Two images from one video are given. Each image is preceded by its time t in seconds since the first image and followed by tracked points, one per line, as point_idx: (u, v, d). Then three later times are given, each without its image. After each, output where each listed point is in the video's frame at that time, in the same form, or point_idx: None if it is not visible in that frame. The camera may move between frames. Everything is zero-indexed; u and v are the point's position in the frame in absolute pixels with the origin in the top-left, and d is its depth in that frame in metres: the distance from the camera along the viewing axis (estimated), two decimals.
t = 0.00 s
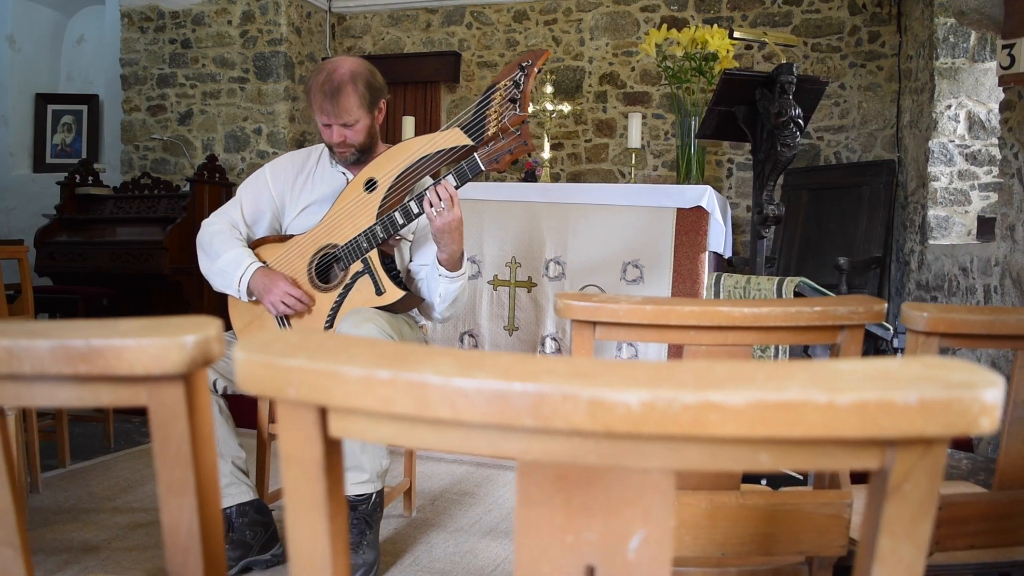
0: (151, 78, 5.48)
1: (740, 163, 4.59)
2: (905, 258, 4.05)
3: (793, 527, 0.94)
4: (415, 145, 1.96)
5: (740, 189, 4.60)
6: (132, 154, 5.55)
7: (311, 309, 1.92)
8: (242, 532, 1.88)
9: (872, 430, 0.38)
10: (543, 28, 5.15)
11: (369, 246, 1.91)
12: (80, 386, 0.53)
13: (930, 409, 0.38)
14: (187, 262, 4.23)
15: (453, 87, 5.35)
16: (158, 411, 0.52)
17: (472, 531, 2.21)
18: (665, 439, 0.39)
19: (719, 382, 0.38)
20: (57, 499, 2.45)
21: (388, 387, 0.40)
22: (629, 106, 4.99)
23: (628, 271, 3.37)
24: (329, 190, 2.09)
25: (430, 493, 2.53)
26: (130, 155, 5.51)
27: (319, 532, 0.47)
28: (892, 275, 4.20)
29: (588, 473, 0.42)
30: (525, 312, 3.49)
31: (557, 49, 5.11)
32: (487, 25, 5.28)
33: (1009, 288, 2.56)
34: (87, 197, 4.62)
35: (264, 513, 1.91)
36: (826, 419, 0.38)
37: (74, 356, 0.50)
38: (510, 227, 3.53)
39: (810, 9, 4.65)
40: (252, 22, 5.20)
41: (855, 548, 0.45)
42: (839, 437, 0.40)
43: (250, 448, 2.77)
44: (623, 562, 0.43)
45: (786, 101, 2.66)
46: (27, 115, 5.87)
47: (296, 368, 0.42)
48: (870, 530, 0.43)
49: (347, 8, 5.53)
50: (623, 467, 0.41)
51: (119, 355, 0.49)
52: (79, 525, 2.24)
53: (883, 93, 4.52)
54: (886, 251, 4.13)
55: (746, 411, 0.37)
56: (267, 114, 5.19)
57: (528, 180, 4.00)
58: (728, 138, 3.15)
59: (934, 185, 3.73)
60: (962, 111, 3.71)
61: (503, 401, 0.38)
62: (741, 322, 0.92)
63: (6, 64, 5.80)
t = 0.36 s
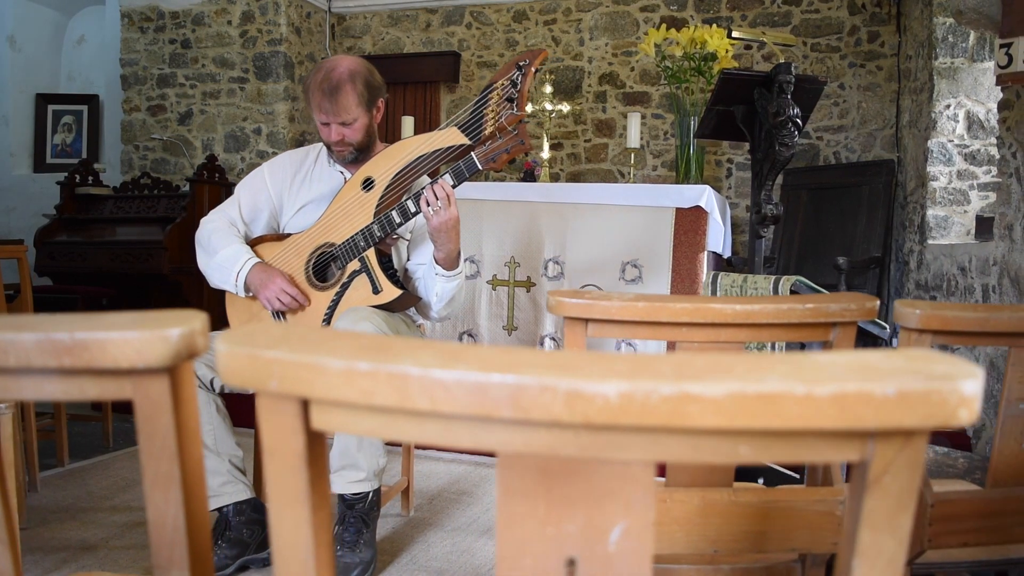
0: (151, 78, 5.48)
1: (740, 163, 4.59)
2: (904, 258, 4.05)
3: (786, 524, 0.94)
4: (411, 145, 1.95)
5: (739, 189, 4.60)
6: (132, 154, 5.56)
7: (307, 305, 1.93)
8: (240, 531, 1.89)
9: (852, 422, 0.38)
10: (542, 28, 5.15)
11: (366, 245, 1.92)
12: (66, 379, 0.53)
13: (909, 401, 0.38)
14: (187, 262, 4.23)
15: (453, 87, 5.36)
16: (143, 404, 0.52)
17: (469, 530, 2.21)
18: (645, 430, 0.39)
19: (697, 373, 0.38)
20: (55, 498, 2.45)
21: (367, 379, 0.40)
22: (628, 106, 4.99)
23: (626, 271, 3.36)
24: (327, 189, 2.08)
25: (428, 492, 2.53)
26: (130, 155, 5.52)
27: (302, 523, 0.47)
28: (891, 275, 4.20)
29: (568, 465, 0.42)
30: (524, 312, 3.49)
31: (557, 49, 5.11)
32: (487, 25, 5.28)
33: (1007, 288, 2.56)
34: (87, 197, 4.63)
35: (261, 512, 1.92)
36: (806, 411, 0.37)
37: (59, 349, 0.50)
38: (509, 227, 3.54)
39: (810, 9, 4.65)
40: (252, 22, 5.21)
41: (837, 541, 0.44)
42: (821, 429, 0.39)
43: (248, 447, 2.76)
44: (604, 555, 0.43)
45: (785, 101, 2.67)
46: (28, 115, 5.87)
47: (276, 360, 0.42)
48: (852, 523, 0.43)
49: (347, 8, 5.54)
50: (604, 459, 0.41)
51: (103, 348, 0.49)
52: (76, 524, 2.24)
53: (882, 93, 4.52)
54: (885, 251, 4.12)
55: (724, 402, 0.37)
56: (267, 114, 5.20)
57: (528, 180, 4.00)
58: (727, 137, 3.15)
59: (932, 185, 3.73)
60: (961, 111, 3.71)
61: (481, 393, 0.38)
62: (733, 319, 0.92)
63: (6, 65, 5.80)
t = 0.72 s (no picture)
0: (150, 78, 5.49)
1: (738, 163, 4.59)
2: (902, 258, 4.05)
3: (777, 519, 0.94)
4: (408, 144, 1.95)
5: (738, 189, 4.60)
6: (132, 154, 5.57)
7: (301, 296, 1.92)
8: (237, 529, 1.89)
9: (830, 413, 0.38)
10: (541, 28, 5.15)
11: (362, 244, 1.92)
12: (51, 372, 0.53)
13: (886, 392, 0.38)
14: (187, 262, 4.22)
15: (452, 87, 5.36)
16: (128, 397, 0.52)
17: (466, 529, 2.21)
18: (622, 421, 0.39)
19: (675, 363, 0.38)
20: (53, 496, 2.46)
21: (347, 369, 0.40)
22: (627, 105, 4.99)
23: (625, 270, 3.36)
24: (324, 188, 2.09)
25: (425, 491, 2.52)
26: (130, 155, 5.52)
27: (285, 515, 0.47)
28: (890, 274, 4.21)
29: (547, 457, 0.42)
30: (523, 312, 3.49)
31: (556, 49, 5.11)
32: (485, 25, 5.28)
33: (1004, 287, 2.56)
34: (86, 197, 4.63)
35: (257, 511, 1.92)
36: (782, 402, 0.37)
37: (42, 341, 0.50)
38: (508, 226, 3.54)
39: (809, 9, 4.65)
40: (251, 22, 5.21)
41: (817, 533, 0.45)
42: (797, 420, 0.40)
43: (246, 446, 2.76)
44: (584, 546, 0.43)
45: (783, 100, 2.67)
46: (27, 115, 5.88)
47: (256, 351, 0.42)
48: (832, 515, 0.43)
49: (346, 8, 5.54)
50: (582, 450, 0.41)
51: (86, 340, 0.49)
52: (73, 522, 2.24)
53: (881, 92, 4.52)
54: (883, 251, 4.12)
55: (701, 393, 0.37)
56: (266, 114, 5.20)
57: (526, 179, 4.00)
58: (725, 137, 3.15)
59: (931, 185, 3.73)
60: (960, 111, 3.71)
61: (459, 384, 0.39)
62: (723, 316, 0.92)
63: (6, 65, 5.81)
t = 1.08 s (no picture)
0: (150, 77, 5.49)
1: (737, 162, 4.59)
2: (901, 258, 4.05)
3: (768, 516, 0.94)
4: (404, 143, 1.96)
5: (737, 189, 4.60)
6: (131, 153, 5.57)
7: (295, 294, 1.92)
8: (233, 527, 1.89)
9: (805, 404, 0.38)
10: (540, 28, 5.15)
11: (359, 242, 1.92)
12: (38, 365, 0.53)
13: (862, 382, 0.38)
14: (185, 261, 4.22)
15: (451, 87, 5.37)
16: (113, 390, 0.52)
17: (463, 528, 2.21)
18: (600, 413, 0.39)
19: (653, 356, 0.38)
20: (51, 495, 2.46)
21: (325, 361, 0.40)
22: (626, 105, 4.99)
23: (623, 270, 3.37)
24: (321, 187, 2.09)
25: (422, 490, 2.53)
26: (129, 154, 5.53)
27: (266, 506, 0.47)
28: (889, 273, 4.21)
29: (526, 448, 0.42)
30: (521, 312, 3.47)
31: (555, 49, 5.11)
32: (484, 25, 5.28)
33: (1002, 286, 2.56)
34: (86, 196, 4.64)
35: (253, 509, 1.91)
36: (759, 392, 0.37)
37: (27, 334, 0.50)
38: (506, 226, 3.54)
39: (808, 9, 4.65)
40: (250, 22, 5.22)
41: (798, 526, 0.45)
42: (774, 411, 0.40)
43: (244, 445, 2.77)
44: (564, 538, 0.43)
45: (780, 100, 2.66)
46: (27, 115, 5.88)
47: (237, 343, 0.43)
48: (812, 507, 0.43)
49: (345, 7, 5.54)
50: (560, 442, 0.41)
51: (71, 333, 0.49)
52: (71, 521, 2.24)
53: (880, 92, 4.52)
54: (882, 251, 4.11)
55: (677, 383, 0.37)
56: (265, 114, 5.21)
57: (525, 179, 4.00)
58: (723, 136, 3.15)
59: (929, 184, 3.73)
60: (958, 110, 3.71)
61: (435, 375, 0.39)
62: (715, 313, 0.92)
63: (5, 65, 5.82)
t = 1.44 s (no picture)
0: (148, 77, 5.49)
1: (735, 162, 4.59)
2: (899, 257, 4.06)
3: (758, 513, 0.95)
4: (398, 141, 1.96)
5: (735, 189, 4.60)
6: (130, 153, 5.57)
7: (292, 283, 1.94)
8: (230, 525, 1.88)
9: (781, 395, 0.38)
10: (538, 28, 5.15)
11: (354, 241, 1.92)
12: (22, 357, 0.53)
13: (839, 372, 0.38)
14: (184, 260, 4.22)
15: (450, 86, 5.36)
16: (98, 383, 0.52)
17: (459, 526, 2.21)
18: (578, 404, 0.39)
19: (630, 346, 0.38)
20: (48, 494, 2.46)
21: (304, 351, 0.41)
22: (625, 105, 5.00)
23: (621, 269, 3.37)
24: (316, 186, 2.09)
25: (419, 489, 2.53)
26: (128, 154, 5.53)
27: (248, 499, 0.47)
28: (888, 272, 4.20)
29: (506, 440, 0.43)
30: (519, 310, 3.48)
31: (553, 48, 5.11)
32: (483, 24, 5.28)
33: (999, 284, 2.56)
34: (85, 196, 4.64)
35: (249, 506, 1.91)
36: (735, 382, 0.37)
37: (11, 327, 0.50)
38: (504, 225, 3.54)
39: (806, 8, 4.65)
40: (249, 22, 5.22)
41: (778, 520, 0.44)
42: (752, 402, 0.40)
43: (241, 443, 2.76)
44: (544, 530, 0.43)
45: (778, 99, 2.66)
46: (26, 115, 5.89)
47: (217, 334, 0.43)
48: (791, 500, 0.43)
49: (344, 7, 5.54)
50: (539, 433, 0.41)
51: (54, 325, 0.49)
52: (68, 519, 2.24)
53: (878, 91, 4.52)
54: (881, 250, 4.11)
55: (653, 373, 0.37)
56: (264, 113, 5.21)
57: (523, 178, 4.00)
58: (721, 135, 3.16)
59: (927, 183, 3.73)
60: (956, 109, 3.70)
61: (412, 365, 0.39)
62: (706, 310, 0.92)
63: (5, 64, 5.82)
